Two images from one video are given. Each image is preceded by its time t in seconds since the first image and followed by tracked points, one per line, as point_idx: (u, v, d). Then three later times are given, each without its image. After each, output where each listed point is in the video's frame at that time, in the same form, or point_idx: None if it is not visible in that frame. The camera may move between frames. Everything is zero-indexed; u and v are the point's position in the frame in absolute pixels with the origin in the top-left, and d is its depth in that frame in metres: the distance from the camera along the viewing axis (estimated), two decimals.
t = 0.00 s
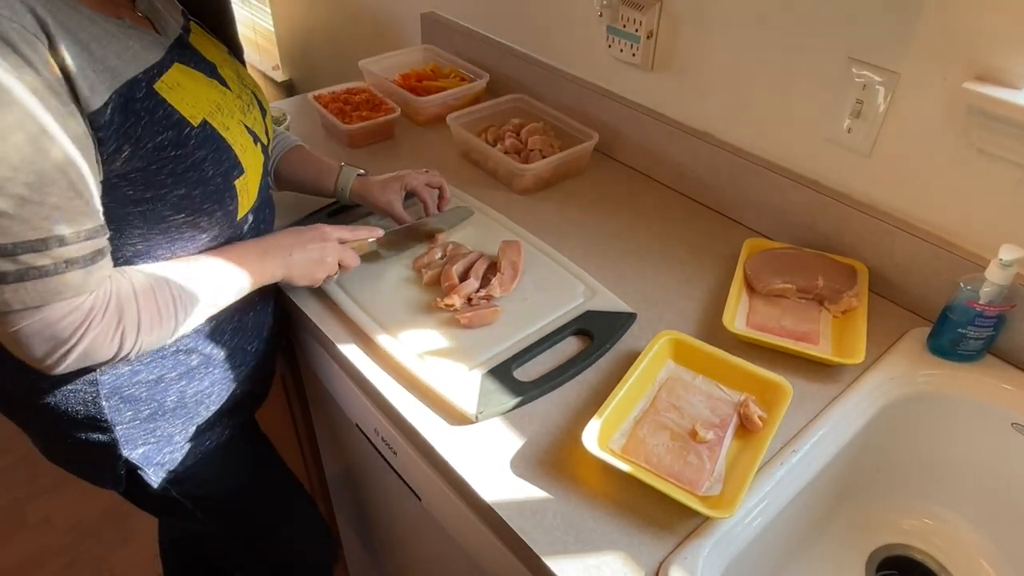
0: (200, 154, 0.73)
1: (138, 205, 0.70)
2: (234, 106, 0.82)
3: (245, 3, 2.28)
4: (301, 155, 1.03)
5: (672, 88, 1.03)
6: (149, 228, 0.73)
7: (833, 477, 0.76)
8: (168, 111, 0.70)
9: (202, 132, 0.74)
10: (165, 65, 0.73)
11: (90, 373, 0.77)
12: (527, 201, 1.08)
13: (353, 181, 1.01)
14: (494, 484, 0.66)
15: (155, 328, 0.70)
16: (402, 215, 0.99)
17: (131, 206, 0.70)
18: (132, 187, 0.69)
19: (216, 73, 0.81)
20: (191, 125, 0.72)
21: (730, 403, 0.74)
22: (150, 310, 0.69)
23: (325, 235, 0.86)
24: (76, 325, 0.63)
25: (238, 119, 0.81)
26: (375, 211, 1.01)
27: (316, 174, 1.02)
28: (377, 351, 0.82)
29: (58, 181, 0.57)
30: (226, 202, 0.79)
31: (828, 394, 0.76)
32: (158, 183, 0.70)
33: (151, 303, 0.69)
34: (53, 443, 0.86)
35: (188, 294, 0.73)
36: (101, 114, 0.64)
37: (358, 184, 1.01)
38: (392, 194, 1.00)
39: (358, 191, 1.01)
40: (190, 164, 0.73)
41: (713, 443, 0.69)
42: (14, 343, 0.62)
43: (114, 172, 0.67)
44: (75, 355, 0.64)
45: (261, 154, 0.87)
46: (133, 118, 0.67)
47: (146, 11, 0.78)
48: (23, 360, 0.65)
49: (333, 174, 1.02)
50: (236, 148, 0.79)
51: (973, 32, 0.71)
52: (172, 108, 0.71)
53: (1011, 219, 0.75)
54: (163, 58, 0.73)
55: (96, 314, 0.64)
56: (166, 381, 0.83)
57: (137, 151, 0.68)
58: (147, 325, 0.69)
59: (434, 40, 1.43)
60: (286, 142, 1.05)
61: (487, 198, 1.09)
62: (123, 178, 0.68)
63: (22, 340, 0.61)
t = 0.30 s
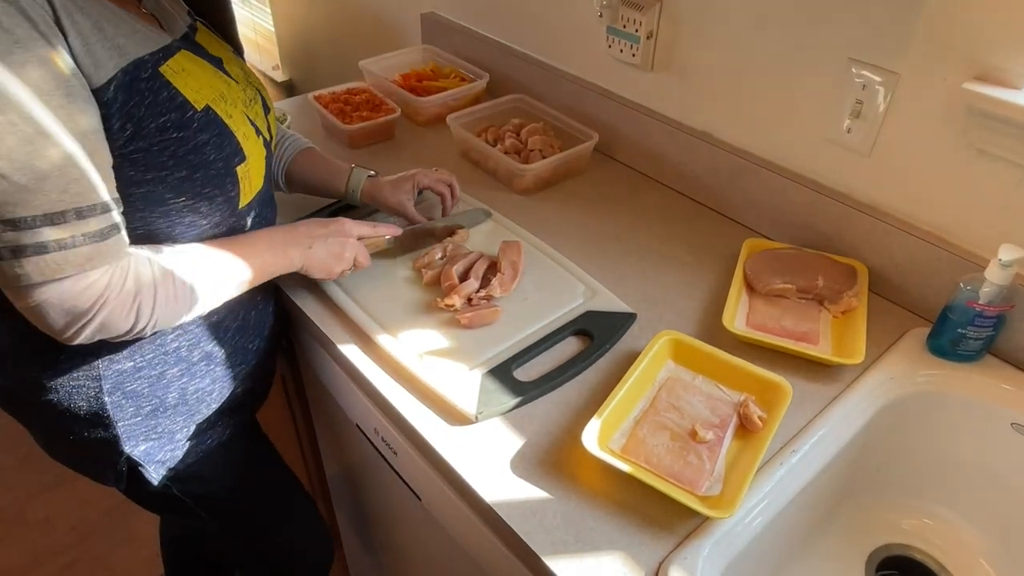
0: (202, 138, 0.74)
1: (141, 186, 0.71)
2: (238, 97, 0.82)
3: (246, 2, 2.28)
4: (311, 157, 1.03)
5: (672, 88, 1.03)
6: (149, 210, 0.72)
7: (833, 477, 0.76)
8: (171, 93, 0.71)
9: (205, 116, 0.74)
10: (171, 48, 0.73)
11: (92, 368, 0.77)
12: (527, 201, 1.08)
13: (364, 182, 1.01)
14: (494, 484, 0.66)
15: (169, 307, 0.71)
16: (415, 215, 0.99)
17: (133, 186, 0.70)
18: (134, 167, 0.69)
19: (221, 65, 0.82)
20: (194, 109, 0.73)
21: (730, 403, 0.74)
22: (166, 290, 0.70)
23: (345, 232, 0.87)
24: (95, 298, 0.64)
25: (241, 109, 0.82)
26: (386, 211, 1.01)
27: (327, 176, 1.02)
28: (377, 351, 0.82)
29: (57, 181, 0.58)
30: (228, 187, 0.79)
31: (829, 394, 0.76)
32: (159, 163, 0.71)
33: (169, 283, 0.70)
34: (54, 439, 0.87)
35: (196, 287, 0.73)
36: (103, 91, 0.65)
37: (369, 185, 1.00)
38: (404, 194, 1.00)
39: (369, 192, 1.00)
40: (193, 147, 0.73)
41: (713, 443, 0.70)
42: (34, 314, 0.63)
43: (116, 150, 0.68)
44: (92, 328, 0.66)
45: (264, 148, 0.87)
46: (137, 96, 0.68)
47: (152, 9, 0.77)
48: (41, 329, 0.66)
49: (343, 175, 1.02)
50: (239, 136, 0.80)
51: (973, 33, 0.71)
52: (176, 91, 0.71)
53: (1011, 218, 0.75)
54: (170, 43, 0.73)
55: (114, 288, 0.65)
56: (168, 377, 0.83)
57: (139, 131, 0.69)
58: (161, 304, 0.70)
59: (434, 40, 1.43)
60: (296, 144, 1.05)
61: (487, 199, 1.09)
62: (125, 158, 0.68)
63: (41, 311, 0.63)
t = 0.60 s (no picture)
0: (206, 144, 0.74)
1: (150, 196, 0.70)
2: (243, 101, 0.82)
3: (246, 3, 2.28)
4: (324, 147, 1.04)
5: (673, 87, 1.03)
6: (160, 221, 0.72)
7: (833, 476, 0.76)
8: (174, 101, 0.71)
9: (209, 122, 0.75)
10: (172, 57, 0.74)
11: (105, 372, 0.78)
12: (527, 200, 1.08)
13: (378, 169, 1.02)
14: (494, 483, 0.67)
15: (55, 336, 0.63)
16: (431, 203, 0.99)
17: (142, 197, 0.69)
18: (142, 177, 0.69)
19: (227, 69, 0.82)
20: (198, 116, 0.73)
21: (731, 402, 0.75)
22: (55, 316, 0.62)
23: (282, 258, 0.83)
24: None
25: (246, 113, 0.82)
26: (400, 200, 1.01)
27: (341, 165, 1.03)
28: (377, 350, 0.82)
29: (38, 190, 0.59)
30: (235, 194, 0.79)
31: (829, 393, 0.76)
32: (166, 172, 0.70)
33: (60, 309, 0.62)
34: (62, 442, 0.87)
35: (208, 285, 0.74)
36: (106, 104, 0.65)
37: (382, 169, 1.02)
38: (416, 182, 1.00)
39: (382, 180, 1.01)
40: (197, 154, 0.73)
41: (714, 441, 0.70)
42: None
43: (123, 162, 0.67)
44: None
45: (268, 151, 0.87)
46: (140, 106, 0.68)
47: (160, 10, 0.79)
48: None
49: (357, 163, 1.03)
50: (244, 141, 0.80)
51: (973, 32, 0.71)
52: (179, 100, 0.72)
53: (1011, 218, 0.75)
54: (172, 52, 0.74)
55: None
56: (179, 378, 0.84)
57: (144, 140, 0.69)
58: (45, 332, 0.62)
59: (434, 40, 1.43)
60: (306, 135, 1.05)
61: (487, 198, 1.09)
62: (132, 168, 0.68)
63: None
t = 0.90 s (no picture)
0: (205, 161, 0.75)
1: (147, 214, 0.71)
2: (247, 113, 0.82)
3: (249, 3, 2.29)
4: (345, 126, 1.04)
5: (674, 87, 1.03)
6: (157, 239, 0.73)
7: (834, 476, 0.76)
8: (171, 119, 0.72)
9: (209, 139, 0.75)
10: (174, 70, 0.74)
11: (109, 378, 0.79)
12: (529, 201, 1.08)
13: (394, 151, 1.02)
14: (496, 482, 0.67)
15: None
16: (414, 211, 0.99)
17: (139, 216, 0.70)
18: (137, 196, 0.70)
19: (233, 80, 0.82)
20: (197, 133, 0.74)
21: (732, 401, 0.75)
22: None
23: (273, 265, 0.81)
24: None
25: (248, 125, 0.82)
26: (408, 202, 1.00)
27: (360, 147, 1.03)
28: (380, 349, 0.82)
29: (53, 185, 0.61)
30: (235, 211, 0.79)
31: (830, 393, 0.77)
32: (162, 190, 0.71)
33: None
34: (63, 446, 0.87)
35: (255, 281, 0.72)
36: (95, 124, 0.66)
37: (399, 154, 1.02)
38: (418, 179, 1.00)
39: (394, 164, 1.01)
40: (196, 172, 0.74)
41: (715, 441, 0.70)
42: None
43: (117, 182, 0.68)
44: None
45: (272, 163, 0.87)
46: (135, 125, 0.69)
47: (168, 16, 0.80)
48: None
49: (375, 145, 1.03)
50: (245, 156, 0.80)
51: (973, 32, 0.71)
52: (176, 116, 0.72)
53: (1013, 218, 0.76)
54: (172, 65, 0.74)
55: None
56: (182, 383, 0.84)
57: (138, 160, 0.69)
58: None
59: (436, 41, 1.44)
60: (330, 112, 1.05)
61: (489, 198, 1.09)
62: (127, 188, 0.69)
63: None
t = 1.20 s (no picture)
0: (216, 165, 0.75)
1: (161, 217, 0.72)
2: (254, 113, 0.83)
3: (251, 4, 2.29)
4: (352, 131, 1.03)
5: (675, 88, 1.03)
6: (170, 243, 0.74)
7: (835, 476, 0.76)
8: (182, 124, 0.72)
9: (220, 142, 0.76)
10: (182, 76, 0.74)
11: (120, 380, 0.79)
12: (530, 201, 1.09)
13: (402, 160, 1.00)
14: (498, 482, 0.67)
15: None
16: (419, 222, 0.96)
17: (153, 220, 0.72)
18: (151, 201, 0.71)
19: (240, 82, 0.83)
20: (208, 137, 0.74)
21: (733, 401, 0.75)
22: None
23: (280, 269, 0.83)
24: None
25: (257, 126, 0.83)
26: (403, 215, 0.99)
27: (368, 150, 1.02)
28: (382, 349, 0.82)
29: (61, 182, 0.61)
30: (246, 211, 0.80)
31: (832, 393, 0.77)
32: (175, 194, 0.72)
33: None
34: (70, 448, 0.87)
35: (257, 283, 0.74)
36: (104, 132, 0.65)
37: (407, 164, 1.00)
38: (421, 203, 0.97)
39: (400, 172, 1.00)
40: (209, 175, 0.75)
41: (717, 441, 0.70)
42: None
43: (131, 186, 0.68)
44: None
45: (279, 162, 0.88)
46: (145, 132, 0.68)
47: (174, 18, 0.78)
48: None
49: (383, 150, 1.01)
50: (254, 156, 0.81)
51: (974, 32, 0.71)
52: (187, 121, 0.73)
53: (1013, 217, 0.76)
54: (181, 70, 0.74)
55: None
56: (192, 385, 0.85)
57: (149, 166, 0.69)
58: None
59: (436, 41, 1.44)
60: (342, 116, 1.04)
61: (491, 198, 1.09)
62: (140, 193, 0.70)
63: None
